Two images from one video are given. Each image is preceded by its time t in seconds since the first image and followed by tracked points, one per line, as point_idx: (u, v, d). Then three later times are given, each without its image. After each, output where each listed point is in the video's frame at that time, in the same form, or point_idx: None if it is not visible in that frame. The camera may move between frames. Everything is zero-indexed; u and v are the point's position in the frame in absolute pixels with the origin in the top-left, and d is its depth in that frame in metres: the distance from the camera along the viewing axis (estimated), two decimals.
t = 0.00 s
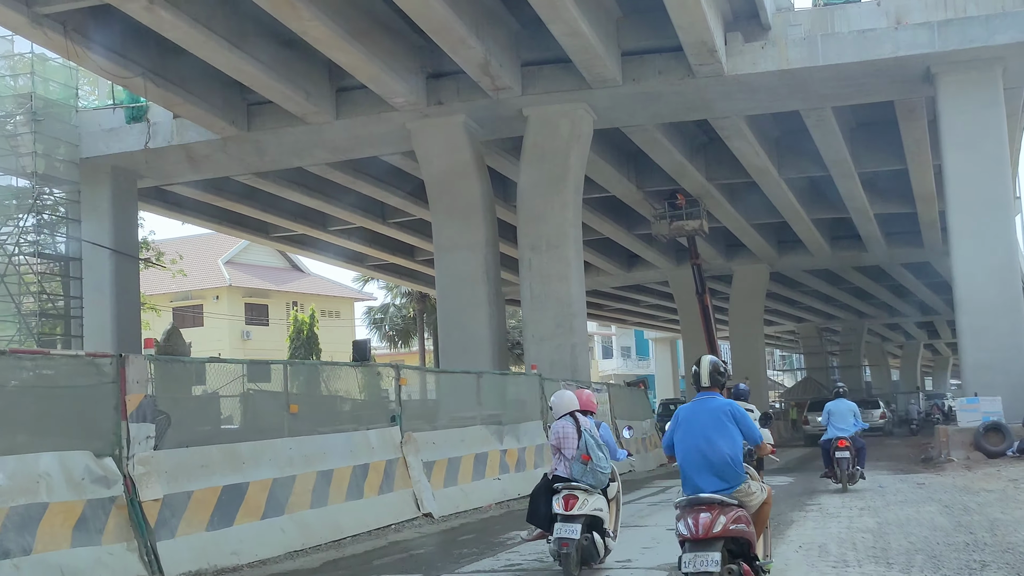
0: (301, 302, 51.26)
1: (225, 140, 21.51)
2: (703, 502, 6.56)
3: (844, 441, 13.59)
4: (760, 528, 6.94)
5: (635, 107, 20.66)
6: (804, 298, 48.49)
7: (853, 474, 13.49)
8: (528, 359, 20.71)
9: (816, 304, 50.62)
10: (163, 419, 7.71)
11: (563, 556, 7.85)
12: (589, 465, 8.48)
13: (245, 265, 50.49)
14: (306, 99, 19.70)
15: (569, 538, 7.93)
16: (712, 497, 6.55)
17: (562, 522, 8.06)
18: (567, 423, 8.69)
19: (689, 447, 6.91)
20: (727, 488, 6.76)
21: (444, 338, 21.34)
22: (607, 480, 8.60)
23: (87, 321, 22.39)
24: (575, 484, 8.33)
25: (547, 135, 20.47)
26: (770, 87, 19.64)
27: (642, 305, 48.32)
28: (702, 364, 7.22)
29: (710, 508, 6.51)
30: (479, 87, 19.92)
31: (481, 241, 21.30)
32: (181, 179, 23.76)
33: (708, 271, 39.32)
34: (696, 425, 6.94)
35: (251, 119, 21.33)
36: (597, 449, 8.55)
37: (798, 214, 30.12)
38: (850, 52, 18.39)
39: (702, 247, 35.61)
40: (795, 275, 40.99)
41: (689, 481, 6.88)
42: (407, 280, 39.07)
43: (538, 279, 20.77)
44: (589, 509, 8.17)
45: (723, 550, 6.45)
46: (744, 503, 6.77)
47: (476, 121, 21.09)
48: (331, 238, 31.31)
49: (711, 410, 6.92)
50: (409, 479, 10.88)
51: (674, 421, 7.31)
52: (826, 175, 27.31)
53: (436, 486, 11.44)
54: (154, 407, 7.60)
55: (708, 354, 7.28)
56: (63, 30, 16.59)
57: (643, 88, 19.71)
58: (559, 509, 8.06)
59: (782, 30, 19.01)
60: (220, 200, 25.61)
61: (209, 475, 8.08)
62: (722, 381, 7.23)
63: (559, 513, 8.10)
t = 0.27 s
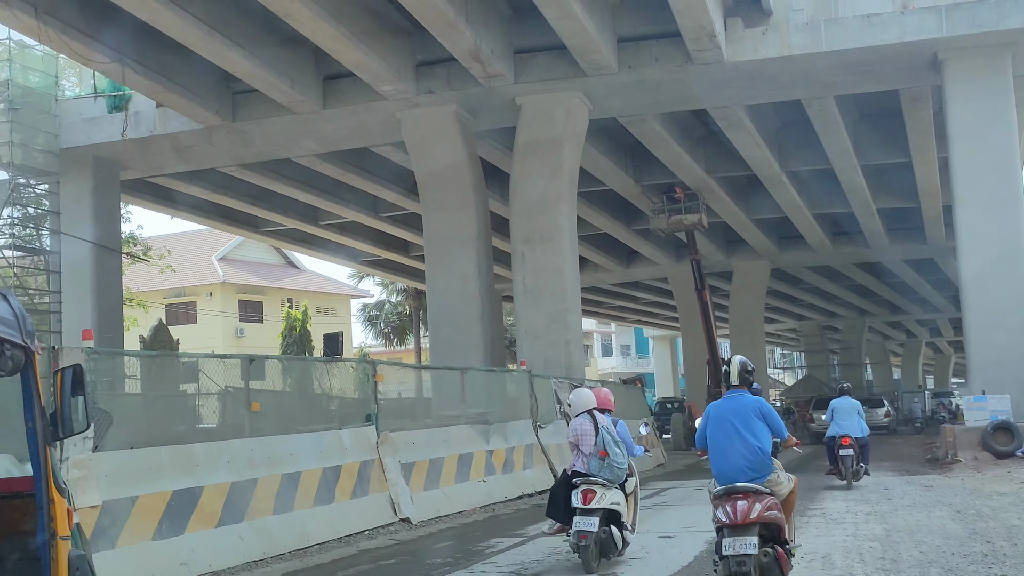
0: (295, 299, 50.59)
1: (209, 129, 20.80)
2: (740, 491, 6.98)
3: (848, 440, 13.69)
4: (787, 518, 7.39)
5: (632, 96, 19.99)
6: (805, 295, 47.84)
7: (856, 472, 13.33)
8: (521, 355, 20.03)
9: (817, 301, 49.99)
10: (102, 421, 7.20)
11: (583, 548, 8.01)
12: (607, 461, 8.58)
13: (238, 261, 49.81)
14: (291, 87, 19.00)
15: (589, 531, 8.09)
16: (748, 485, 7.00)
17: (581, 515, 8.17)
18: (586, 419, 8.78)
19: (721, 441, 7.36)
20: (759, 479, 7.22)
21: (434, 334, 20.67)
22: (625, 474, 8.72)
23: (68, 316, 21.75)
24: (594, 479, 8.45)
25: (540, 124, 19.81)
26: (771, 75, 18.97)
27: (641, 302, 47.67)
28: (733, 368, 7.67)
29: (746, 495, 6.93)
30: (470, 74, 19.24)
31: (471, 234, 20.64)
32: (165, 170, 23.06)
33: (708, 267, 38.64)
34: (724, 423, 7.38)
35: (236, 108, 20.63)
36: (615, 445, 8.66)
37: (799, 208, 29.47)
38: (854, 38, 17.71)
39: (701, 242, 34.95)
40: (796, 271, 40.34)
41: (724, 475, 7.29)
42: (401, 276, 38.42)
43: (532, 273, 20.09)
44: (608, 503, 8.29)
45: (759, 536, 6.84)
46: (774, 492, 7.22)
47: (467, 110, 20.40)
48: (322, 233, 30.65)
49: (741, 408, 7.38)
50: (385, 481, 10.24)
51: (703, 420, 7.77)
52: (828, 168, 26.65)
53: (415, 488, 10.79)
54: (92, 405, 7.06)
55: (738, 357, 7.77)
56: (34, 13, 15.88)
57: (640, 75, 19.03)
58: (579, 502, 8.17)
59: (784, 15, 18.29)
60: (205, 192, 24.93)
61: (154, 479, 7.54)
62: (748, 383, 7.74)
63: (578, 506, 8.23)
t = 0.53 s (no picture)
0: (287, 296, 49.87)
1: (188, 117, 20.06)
2: (761, 481, 7.21)
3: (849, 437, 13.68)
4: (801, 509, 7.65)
5: (626, 82, 19.27)
6: (803, 293, 47.17)
7: (857, 469, 13.37)
8: (510, 351, 19.34)
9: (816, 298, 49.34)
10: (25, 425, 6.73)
11: (598, 541, 8.04)
12: (621, 456, 8.53)
13: (230, 257, 49.08)
14: (272, 72, 18.25)
15: (604, 525, 8.08)
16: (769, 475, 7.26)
17: (597, 510, 8.14)
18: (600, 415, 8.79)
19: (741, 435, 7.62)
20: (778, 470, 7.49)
21: (420, 329, 20.01)
22: (638, 469, 8.66)
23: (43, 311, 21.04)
24: (608, 473, 8.43)
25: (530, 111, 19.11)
26: (770, 61, 18.26)
27: (638, 299, 46.97)
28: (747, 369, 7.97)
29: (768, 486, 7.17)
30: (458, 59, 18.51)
31: (459, 226, 19.93)
32: (144, 160, 22.33)
33: (705, 263, 37.97)
34: (743, 417, 7.64)
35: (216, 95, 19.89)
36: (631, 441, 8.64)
37: (798, 202, 28.79)
38: (856, 22, 17.01)
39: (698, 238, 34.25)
40: (794, 267, 39.66)
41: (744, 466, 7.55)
42: (393, 272, 37.71)
43: (521, 267, 19.39)
44: (622, 497, 8.28)
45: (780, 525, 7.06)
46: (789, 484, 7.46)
47: (455, 97, 19.67)
48: (310, 226, 29.93)
49: (759, 404, 7.70)
50: (353, 484, 9.56)
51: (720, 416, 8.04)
52: (828, 160, 25.95)
53: (386, 491, 10.10)
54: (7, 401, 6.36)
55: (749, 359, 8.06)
56: None
57: (634, 61, 18.31)
58: (595, 497, 8.14)
59: None
60: (187, 184, 24.21)
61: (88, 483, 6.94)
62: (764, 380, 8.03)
63: (594, 500, 8.21)
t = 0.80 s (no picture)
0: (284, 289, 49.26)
1: (171, 103, 19.38)
2: (777, 473, 7.57)
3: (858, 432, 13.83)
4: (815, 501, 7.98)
5: (623, 67, 18.58)
6: (807, 288, 46.49)
7: (863, 464, 13.49)
8: (502, 345, 18.70)
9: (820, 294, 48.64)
10: None
11: (619, 530, 8.51)
12: (639, 451, 8.97)
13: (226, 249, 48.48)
14: (254, 55, 17.55)
15: (624, 514, 8.58)
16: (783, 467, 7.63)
17: (618, 500, 8.63)
18: (620, 409, 9.20)
19: (757, 430, 8.03)
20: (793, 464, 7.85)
21: (410, 321, 19.47)
22: (656, 462, 9.08)
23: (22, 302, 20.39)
24: (628, 466, 8.90)
25: (524, 95, 18.43)
26: (772, 45, 17.55)
27: (638, 294, 46.32)
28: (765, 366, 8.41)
29: (782, 477, 7.53)
30: (448, 42, 17.81)
31: (450, 215, 19.27)
32: (127, 147, 21.64)
33: (706, 257, 37.27)
34: (759, 414, 8.04)
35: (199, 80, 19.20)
36: (649, 432, 9.04)
37: (802, 194, 28.09)
38: (863, 3, 16.30)
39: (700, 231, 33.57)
40: (798, 262, 38.98)
41: (762, 459, 7.92)
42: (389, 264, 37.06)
43: (513, 258, 18.73)
44: (642, 488, 8.75)
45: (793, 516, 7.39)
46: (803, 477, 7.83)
47: (446, 81, 18.98)
48: (303, 217, 29.29)
49: (780, 400, 8.08)
50: (321, 484, 8.95)
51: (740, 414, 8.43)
52: (832, 150, 25.25)
53: (357, 491, 9.47)
54: None
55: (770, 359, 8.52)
56: None
57: (631, 44, 17.60)
58: (616, 488, 8.62)
59: None
60: (172, 171, 23.55)
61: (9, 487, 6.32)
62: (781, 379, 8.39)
63: (614, 491, 8.68)
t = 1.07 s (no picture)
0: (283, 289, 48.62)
1: (154, 93, 18.72)
2: (791, 469, 7.73)
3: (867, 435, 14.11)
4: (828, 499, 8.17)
5: (621, 55, 17.89)
6: (813, 288, 45.74)
7: (878, 469, 13.62)
8: (496, 344, 18.00)
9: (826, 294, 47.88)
10: None
11: (642, 527, 8.71)
12: (661, 449, 9.17)
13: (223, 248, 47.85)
14: (238, 42, 16.87)
15: (646, 512, 8.75)
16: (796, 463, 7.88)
17: (640, 497, 8.78)
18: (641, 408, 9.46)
19: (774, 426, 8.33)
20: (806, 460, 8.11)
21: (400, 319, 18.60)
22: (677, 461, 9.29)
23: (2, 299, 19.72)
24: (650, 464, 9.06)
25: (519, 84, 17.74)
26: (776, 30, 16.84)
27: (641, 293, 45.61)
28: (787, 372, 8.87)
29: (795, 472, 7.73)
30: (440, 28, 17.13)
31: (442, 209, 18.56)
32: (112, 140, 20.98)
33: (710, 256, 36.58)
34: (778, 411, 8.37)
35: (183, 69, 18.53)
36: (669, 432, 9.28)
37: (807, 190, 27.37)
38: None
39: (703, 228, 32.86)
40: (803, 260, 38.25)
41: (777, 455, 8.20)
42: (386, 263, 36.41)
43: (508, 253, 18.02)
44: (664, 486, 8.90)
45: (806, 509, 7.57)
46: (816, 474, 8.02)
47: (438, 70, 18.30)
48: (297, 214, 28.62)
49: (798, 400, 8.36)
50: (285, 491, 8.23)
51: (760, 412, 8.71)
52: (839, 144, 24.52)
53: (327, 499, 8.78)
54: None
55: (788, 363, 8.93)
56: None
57: (630, 29, 16.90)
58: (638, 486, 8.77)
59: None
60: (161, 164, 22.96)
61: None
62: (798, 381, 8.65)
63: (637, 489, 8.81)
